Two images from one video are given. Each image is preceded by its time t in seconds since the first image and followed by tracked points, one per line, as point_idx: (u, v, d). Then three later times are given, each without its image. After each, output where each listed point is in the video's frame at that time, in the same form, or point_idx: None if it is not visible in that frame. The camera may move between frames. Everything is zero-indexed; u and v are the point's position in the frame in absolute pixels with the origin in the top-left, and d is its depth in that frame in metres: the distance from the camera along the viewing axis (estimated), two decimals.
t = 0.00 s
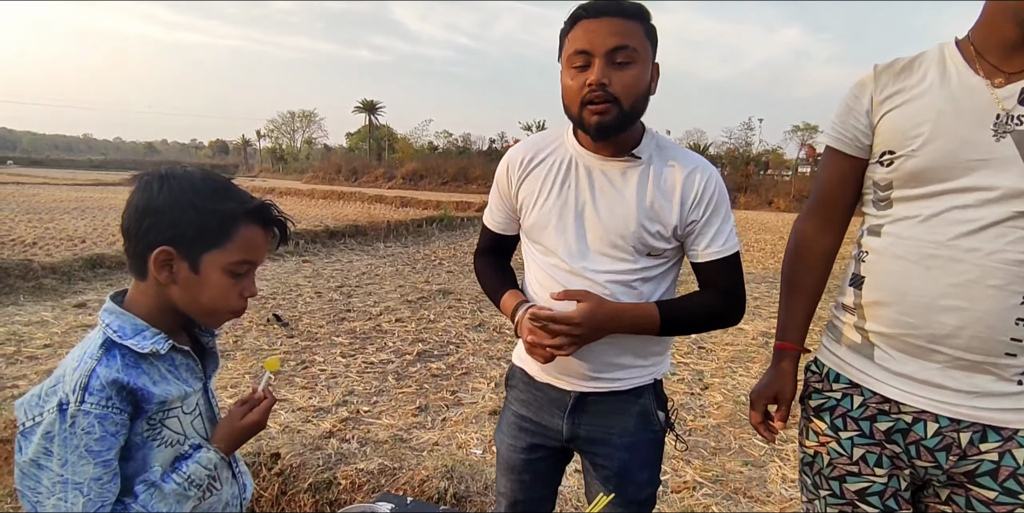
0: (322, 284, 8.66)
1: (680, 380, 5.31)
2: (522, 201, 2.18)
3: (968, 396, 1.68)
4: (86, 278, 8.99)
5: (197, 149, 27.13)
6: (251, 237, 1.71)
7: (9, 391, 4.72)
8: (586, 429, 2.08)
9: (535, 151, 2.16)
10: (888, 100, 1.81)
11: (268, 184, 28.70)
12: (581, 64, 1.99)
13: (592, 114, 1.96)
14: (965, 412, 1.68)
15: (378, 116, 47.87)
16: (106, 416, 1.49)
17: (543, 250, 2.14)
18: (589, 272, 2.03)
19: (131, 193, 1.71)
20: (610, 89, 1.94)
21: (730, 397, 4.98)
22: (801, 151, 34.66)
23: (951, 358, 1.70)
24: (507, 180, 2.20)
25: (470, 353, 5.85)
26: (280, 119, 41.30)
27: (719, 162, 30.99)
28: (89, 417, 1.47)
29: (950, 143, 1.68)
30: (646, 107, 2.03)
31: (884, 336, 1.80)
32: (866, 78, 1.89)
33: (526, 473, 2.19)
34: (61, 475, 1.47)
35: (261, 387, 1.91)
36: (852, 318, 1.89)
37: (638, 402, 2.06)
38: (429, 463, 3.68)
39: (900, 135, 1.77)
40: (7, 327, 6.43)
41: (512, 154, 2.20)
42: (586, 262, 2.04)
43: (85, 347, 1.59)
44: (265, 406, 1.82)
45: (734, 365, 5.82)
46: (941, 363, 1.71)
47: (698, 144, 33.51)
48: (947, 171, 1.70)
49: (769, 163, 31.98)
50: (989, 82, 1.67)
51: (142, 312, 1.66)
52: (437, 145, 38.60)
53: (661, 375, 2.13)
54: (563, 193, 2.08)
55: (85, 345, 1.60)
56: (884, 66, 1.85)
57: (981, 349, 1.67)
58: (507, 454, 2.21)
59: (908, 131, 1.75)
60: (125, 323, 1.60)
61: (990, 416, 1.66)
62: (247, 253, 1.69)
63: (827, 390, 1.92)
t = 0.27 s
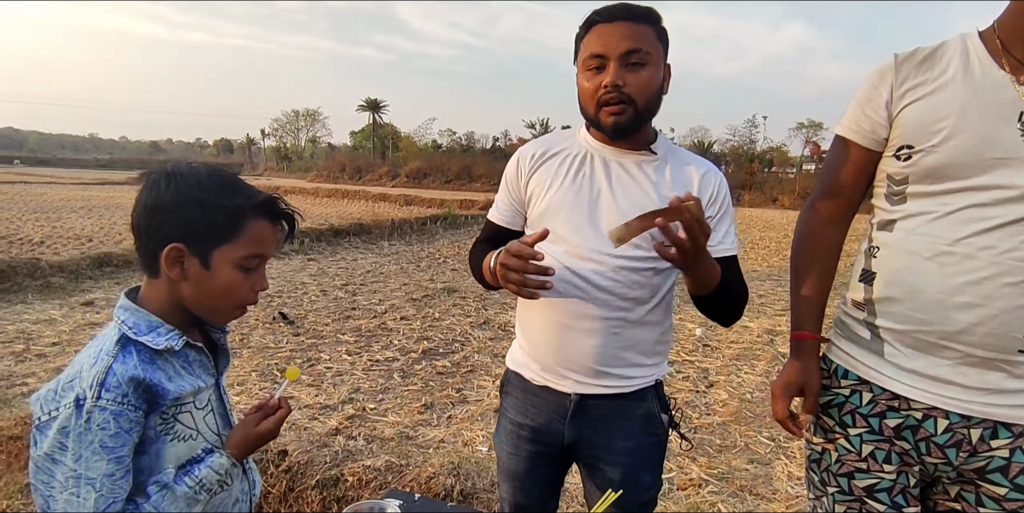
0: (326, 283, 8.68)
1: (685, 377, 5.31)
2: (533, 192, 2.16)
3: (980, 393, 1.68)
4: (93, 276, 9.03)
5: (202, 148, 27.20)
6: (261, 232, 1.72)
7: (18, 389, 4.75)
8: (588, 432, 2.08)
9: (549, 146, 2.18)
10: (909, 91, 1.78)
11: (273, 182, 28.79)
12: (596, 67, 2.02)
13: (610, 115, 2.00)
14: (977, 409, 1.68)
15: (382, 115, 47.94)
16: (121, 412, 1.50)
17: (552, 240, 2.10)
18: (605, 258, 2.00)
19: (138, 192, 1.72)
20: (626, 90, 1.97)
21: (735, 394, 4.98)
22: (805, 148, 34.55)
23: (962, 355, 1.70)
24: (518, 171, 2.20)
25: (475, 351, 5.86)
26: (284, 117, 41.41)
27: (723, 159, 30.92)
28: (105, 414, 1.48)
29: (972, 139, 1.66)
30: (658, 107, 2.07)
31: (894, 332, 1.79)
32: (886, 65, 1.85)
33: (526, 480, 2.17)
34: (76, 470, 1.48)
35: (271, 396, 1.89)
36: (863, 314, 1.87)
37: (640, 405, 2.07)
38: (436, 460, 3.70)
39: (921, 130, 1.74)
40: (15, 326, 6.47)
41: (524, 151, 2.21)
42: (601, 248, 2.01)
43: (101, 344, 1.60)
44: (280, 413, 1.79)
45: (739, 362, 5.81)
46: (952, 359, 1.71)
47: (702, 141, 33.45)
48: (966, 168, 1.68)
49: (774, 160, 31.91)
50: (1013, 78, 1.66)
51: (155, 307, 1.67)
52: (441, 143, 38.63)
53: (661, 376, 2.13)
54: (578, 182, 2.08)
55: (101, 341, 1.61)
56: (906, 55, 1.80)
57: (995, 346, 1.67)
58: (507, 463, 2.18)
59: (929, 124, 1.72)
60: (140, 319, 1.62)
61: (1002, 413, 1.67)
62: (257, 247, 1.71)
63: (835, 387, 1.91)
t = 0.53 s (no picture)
0: (330, 281, 8.70)
1: (689, 376, 5.31)
2: (544, 187, 2.15)
3: (985, 388, 1.68)
4: (98, 275, 9.06)
5: (206, 146, 27.26)
6: (266, 228, 1.72)
7: (25, 387, 4.78)
8: (598, 433, 2.08)
9: (560, 144, 2.18)
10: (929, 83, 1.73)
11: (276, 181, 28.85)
12: (597, 78, 2.01)
13: (609, 125, 2.02)
14: (980, 404, 1.67)
15: (385, 113, 47.96)
16: (129, 409, 1.51)
17: (563, 236, 2.10)
18: (617, 255, 2.01)
19: (142, 190, 1.73)
20: (624, 102, 1.97)
21: (739, 393, 4.98)
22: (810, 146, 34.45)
23: (968, 350, 1.70)
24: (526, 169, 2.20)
25: (479, 349, 5.86)
26: (288, 116, 41.47)
27: (727, 157, 30.85)
28: (113, 410, 1.48)
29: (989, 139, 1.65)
30: (664, 111, 2.05)
31: (899, 327, 1.78)
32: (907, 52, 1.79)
33: (534, 482, 2.16)
34: (83, 467, 1.48)
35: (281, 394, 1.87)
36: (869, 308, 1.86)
37: (650, 405, 2.07)
38: (440, 458, 3.70)
39: (937, 126, 1.71)
40: (21, 324, 6.49)
41: (534, 147, 2.20)
42: (615, 246, 2.01)
43: (109, 341, 1.60)
44: (288, 415, 1.77)
45: (743, 360, 5.80)
46: (958, 354, 1.71)
47: (705, 140, 33.40)
48: (979, 167, 1.68)
49: (777, 158, 31.83)
50: None
51: (164, 304, 1.68)
52: (444, 142, 38.64)
53: (670, 376, 2.14)
54: (591, 178, 2.07)
55: (109, 337, 1.62)
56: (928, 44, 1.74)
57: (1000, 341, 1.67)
58: (515, 466, 2.17)
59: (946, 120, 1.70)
60: (148, 317, 1.62)
61: (1007, 407, 1.66)
62: (262, 243, 1.71)
63: (839, 382, 1.89)
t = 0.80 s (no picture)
0: (330, 281, 8.70)
1: (688, 376, 5.30)
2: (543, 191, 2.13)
3: (983, 388, 1.67)
4: (97, 274, 9.06)
5: (206, 146, 27.25)
6: (256, 224, 1.71)
7: (22, 387, 4.77)
8: (597, 432, 2.08)
9: (558, 146, 2.14)
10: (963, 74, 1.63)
11: (276, 181, 28.85)
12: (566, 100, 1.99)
13: (586, 145, 2.01)
14: (976, 402, 1.67)
15: (385, 112, 47.95)
16: (126, 412, 1.50)
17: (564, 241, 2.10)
18: (617, 261, 2.01)
19: (134, 188, 1.72)
20: (594, 125, 1.94)
21: (739, 393, 4.97)
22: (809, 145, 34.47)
23: (966, 349, 1.67)
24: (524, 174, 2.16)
25: (478, 349, 5.86)
26: (287, 115, 41.46)
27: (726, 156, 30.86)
28: (110, 413, 1.48)
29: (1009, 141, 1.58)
30: (643, 119, 1.98)
31: (897, 324, 1.76)
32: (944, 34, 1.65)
33: (534, 480, 2.15)
34: (79, 469, 1.48)
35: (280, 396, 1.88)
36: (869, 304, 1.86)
37: (650, 404, 2.07)
38: (439, 458, 3.70)
39: (958, 121, 1.63)
40: (20, 324, 6.49)
41: (532, 150, 2.17)
42: (615, 252, 2.01)
43: (106, 342, 1.60)
44: (286, 418, 1.77)
45: (742, 360, 5.80)
46: (955, 354, 1.69)
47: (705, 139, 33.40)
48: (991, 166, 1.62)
49: (777, 158, 31.85)
50: None
51: (162, 306, 1.68)
52: (444, 141, 38.64)
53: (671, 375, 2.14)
54: (590, 184, 2.05)
55: (106, 339, 1.61)
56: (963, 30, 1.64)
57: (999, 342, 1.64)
58: (515, 463, 2.17)
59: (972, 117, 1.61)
60: (145, 318, 1.61)
61: (1004, 406, 1.65)
62: (255, 240, 1.70)
63: (839, 379, 1.90)
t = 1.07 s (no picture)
0: (329, 279, 8.69)
1: (687, 374, 5.30)
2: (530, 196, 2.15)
3: (983, 384, 1.66)
4: (95, 273, 9.06)
5: (205, 144, 27.22)
6: (245, 218, 1.69)
7: (21, 386, 4.77)
8: (595, 425, 2.08)
9: (541, 149, 2.14)
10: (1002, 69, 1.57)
11: (275, 179, 28.83)
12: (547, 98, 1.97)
13: (570, 142, 1.99)
14: (976, 398, 1.66)
15: (384, 111, 47.90)
16: (123, 412, 1.50)
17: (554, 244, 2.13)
18: (604, 263, 2.02)
19: (123, 191, 1.71)
20: (576, 124, 1.93)
21: (738, 391, 4.97)
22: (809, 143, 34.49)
23: (967, 347, 1.67)
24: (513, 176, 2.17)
25: (477, 348, 5.86)
26: (286, 114, 41.42)
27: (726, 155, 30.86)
28: (106, 413, 1.48)
29: None
30: (626, 115, 1.96)
31: (899, 321, 1.77)
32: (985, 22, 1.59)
33: (530, 473, 2.16)
34: (76, 469, 1.48)
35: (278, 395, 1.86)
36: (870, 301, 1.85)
37: (645, 399, 2.05)
38: (438, 457, 3.70)
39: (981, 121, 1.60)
40: (18, 323, 6.49)
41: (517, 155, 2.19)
42: (602, 253, 2.02)
43: (103, 342, 1.59)
44: (285, 417, 1.77)
45: (742, 358, 5.81)
46: (955, 351, 1.69)
47: (704, 137, 33.41)
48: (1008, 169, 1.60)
49: (776, 155, 31.86)
50: None
51: (158, 305, 1.68)
52: (443, 139, 38.63)
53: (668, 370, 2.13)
54: (575, 187, 2.07)
55: (103, 338, 1.61)
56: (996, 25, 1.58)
57: (999, 342, 1.64)
58: (512, 453, 2.18)
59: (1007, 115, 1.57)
60: (142, 317, 1.61)
61: (1003, 402, 1.65)
62: (246, 234, 1.69)
63: (838, 375, 1.90)
